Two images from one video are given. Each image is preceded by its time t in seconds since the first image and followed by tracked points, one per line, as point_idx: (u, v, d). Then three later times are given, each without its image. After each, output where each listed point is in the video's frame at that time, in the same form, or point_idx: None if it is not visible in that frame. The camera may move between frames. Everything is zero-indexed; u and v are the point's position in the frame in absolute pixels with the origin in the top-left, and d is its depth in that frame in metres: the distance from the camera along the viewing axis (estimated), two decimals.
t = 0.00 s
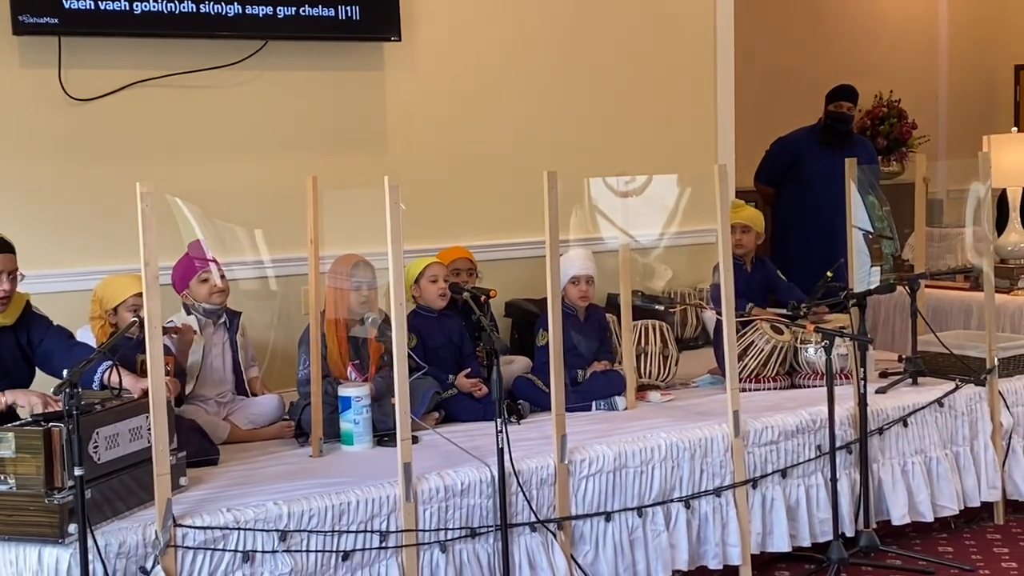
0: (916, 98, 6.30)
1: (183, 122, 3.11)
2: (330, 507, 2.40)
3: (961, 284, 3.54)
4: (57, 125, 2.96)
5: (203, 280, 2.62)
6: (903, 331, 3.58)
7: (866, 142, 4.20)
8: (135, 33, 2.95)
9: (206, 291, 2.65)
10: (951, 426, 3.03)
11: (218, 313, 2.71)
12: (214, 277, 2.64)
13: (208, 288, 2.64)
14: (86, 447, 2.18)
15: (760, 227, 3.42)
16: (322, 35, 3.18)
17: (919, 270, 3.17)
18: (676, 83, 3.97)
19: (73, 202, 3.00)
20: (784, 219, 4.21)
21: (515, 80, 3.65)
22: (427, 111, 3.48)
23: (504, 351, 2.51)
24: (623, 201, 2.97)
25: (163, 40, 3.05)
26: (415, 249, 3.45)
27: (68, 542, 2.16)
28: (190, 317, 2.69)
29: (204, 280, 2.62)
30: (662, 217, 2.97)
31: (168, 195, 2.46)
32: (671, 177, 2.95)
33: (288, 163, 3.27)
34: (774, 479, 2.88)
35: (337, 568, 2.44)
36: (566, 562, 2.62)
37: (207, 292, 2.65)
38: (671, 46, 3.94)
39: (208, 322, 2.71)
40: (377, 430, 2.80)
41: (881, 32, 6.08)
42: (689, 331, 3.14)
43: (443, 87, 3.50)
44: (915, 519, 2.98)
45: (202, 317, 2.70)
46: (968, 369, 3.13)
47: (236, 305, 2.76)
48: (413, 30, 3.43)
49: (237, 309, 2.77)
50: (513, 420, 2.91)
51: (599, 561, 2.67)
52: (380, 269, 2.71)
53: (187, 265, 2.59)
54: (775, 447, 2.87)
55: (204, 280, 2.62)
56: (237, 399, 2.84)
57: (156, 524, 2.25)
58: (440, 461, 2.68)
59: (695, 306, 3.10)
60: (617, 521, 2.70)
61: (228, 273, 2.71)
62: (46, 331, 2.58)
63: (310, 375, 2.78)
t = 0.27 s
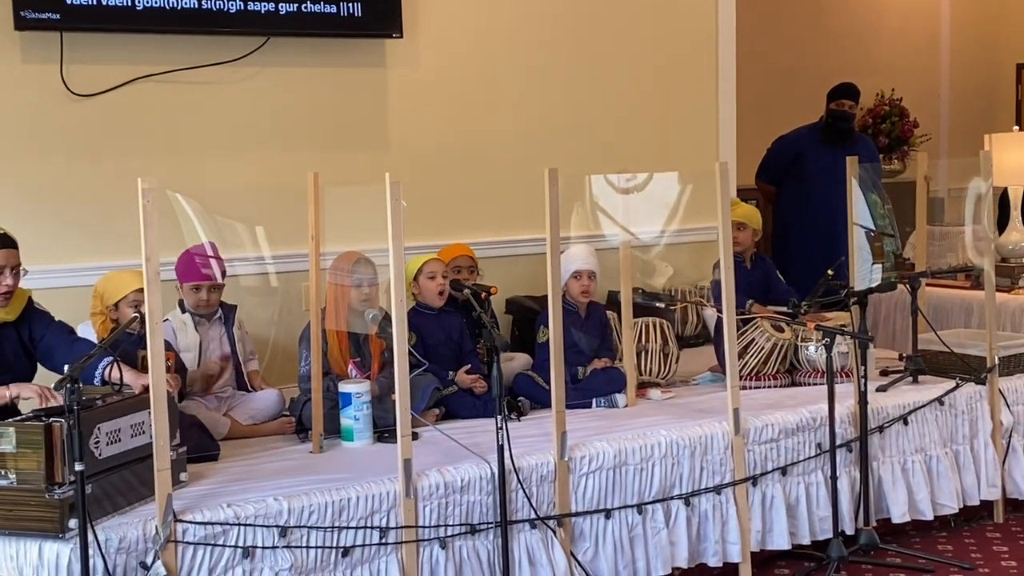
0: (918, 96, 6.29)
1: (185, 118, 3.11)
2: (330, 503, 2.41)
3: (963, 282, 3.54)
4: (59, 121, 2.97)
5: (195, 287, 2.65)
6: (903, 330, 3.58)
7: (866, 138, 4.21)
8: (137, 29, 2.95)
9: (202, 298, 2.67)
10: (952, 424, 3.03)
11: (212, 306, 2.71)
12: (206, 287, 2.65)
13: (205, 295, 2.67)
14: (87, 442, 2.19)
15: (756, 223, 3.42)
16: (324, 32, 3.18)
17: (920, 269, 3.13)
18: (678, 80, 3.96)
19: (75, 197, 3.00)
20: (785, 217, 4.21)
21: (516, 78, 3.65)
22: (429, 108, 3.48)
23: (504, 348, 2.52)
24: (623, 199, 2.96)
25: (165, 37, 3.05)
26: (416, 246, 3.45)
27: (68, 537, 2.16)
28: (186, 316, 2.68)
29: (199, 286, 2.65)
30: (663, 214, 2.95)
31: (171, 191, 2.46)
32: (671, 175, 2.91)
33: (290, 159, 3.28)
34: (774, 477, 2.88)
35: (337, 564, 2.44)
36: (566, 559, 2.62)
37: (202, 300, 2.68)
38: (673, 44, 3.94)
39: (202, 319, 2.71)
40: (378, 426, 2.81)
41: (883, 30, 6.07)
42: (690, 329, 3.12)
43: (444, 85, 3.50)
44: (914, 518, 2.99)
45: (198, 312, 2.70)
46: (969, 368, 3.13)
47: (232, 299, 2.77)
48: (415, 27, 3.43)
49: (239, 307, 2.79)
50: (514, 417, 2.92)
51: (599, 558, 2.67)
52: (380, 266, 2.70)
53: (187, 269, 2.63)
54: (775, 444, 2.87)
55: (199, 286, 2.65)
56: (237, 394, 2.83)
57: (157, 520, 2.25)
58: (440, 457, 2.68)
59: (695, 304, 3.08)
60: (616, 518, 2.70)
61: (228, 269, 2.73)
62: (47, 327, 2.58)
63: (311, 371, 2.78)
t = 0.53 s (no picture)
0: (917, 93, 6.30)
1: (183, 113, 3.11)
2: (328, 498, 2.41)
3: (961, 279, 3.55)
4: (57, 116, 2.96)
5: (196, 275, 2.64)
6: (902, 327, 3.61)
7: (864, 137, 4.18)
8: (135, 24, 2.95)
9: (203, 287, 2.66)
10: (949, 421, 3.03)
11: (213, 307, 2.72)
12: (208, 275, 2.64)
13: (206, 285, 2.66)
14: (84, 437, 2.18)
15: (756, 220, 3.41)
16: (322, 28, 3.17)
17: (917, 267, 3.11)
18: (677, 77, 3.96)
19: (73, 192, 3.00)
20: (783, 214, 4.21)
21: (515, 74, 3.65)
22: (428, 104, 3.48)
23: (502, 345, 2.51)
24: (621, 196, 2.96)
25: (163, 32, 3.05)
26: (414, 241, 3.45)
27: (65, 532, 2.16)
28: (184, 311, 2.67)
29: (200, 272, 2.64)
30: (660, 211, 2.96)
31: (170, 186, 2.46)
32: (670, 172, 2.93)
33: (288, 155, 3.27)
34: (771, 474, 2.88)
35: (335, 560, 2.44)
36: (563, 555, 2.62)
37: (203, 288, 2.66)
38: (671, 40, 3.94)
39: (203, 316, 2.72)
40: (376, 422, 2.81)
41: (882, 27, 6.07)
42: (687, 325, 3.13)
43: (443, 81, 3.50)
44: (911, 514, 2.99)
45: (199, 310, 2.70)
46: (967, 365, 3.14)
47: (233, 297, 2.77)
48: (413, 23, 3.43)
49: (238, 303, 2.79)
50: (512, 413, 2.92)
51: (597, 554, 2.67)
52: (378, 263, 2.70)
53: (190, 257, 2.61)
54: (773, 441, 2.87)
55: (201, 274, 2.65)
56: (235, 390, 2.85)
57: (154, 514, 2.25)
58: (438, 453, 2.68)
59: (693, 301, 3.07)
60: (614, 515, 2.70)
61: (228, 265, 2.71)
62: (46, 322, 2.59)
63: (310, 366, 2.78)
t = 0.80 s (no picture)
0: (910, 91, 6.31)
1: (179, 109, 3.12)
2: (323, 493, 2.41)
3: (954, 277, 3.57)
4: (53, 111, 2.97)
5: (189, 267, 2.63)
6: (894, 324, 3.61)
7: (858, 134, 4.19)
8: (131, 19, 2.95)
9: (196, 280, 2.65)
10: (942, 417, 3.05)
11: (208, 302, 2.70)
12: (200, 267, 2.63)
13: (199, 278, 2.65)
14: (78, 431, 2.19)
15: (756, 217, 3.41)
16: (318, 23, 3.18)
17: (910, 263, 3.17)
18: (672, 74, 3.97)
19: (69, 187, 3.00)
20: (778, 211, 4.21)
21: (510, 70, 3.65)
22: (423, 100, 3.48)
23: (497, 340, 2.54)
24: (617, 192, 2.95)
25: (159, 27, 3.05)
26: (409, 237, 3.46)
27: (60, 526, 2.17)
28: (183, 305, 2.66)
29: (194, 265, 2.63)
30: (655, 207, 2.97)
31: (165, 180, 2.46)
32: (665, 168, 2.93)
33: (284, 151, 3.28)
34: (765, 469, 2.89)
35: (329, 554, 2.45)
36: (557, 550, 2.63)
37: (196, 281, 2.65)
38: (667, 37, 3.95)
39: (198, 310, 2.70)
40: (370, 417, 2.84)
41: (876, 25, 6.09)
42: (682, 321, 3.11)
43: (438, 77, 3.51)
44: (904, 510, 3.01)
45: (195, 304, 2.69)
46: (961, 361, 3.15)
47: (228, 292, 2.76)
48: (409, 19, 3.43)
49: (231, 298, 2.77)
50: (506, 408, 2.92)
51: (591, 549, 2.68)
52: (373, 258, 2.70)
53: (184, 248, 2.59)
54: (767, 437, 2.88)
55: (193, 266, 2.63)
56: (230, 386, 2.85)
57: (149, 509, 2.26)
58: (433, 448, 2.69)
59: (688, 297, 3.07)
60: (608, 510, 2.71)
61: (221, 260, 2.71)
62: (40, 317, 2.59)
63: (303, 360, 2.78)
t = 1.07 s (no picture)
0: (901, 88, 6.34)
1: (170, 105, 3.11)
2: (314, 488, 2.42)
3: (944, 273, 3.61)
4: (45, 106, 2.96)
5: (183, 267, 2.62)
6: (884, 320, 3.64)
7: (848, 132, 4.23)
8: (122, 15, 2.94)
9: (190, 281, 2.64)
10: (930, 413, 3.06)
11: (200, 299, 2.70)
12: (195, 268, 2.63)
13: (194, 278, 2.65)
14: (70, 427, 2.19)
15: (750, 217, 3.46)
16: (309, 19, 3.18)
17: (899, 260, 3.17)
18: (663, 71, 3.98)
19: (60, 182, 3.00)
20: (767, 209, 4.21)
21: (502, 66, 3.66)
22: (415, 96, 3.49)
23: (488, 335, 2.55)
24: (608, 188, 2.96)
25: (150, 22, 3.05)
26: (401, 233, 3.47)
27: (51, 521, 2.16)
28: (178, 302, 2.66)
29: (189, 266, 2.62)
30: (645, 205, 2.98)
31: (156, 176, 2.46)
32: (654, 164, 2.94)
33: (276, 147, 3.28)
34: (755, 464, 2.90)
35: (320, 550, 2.45)
36: (548, 545, 2.64)
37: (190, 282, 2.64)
38: (658, 34, 3.95)
39: (191, 308, 2.69)
40: (361, 413, 2.84)
41: (866, 23, 6.11)
42: (672, 317, 3.13)
43: (430, 72, 3.51)
44: (893, 505, 3.03)
45: (189, 302, 2.68)
46: (950, 357, 3.16)
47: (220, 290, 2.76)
48: (400, 14, 3.43)
49: (223, 294, 2.78)
50: (498, 404, 2.93)
51: (581, 545, 2.69)
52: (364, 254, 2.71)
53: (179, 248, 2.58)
54: (757, 432, 2.90)
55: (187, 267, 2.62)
56: (221, 380, 2.85)
57: (140, 504, 2.26)
58: (424, 444, 2.69)
59: (678, 292, 3.07)
60: (599, 505, 2.72)
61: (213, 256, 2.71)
62: (30, 312, 2.59)
63: (295, 353, 2.81)
